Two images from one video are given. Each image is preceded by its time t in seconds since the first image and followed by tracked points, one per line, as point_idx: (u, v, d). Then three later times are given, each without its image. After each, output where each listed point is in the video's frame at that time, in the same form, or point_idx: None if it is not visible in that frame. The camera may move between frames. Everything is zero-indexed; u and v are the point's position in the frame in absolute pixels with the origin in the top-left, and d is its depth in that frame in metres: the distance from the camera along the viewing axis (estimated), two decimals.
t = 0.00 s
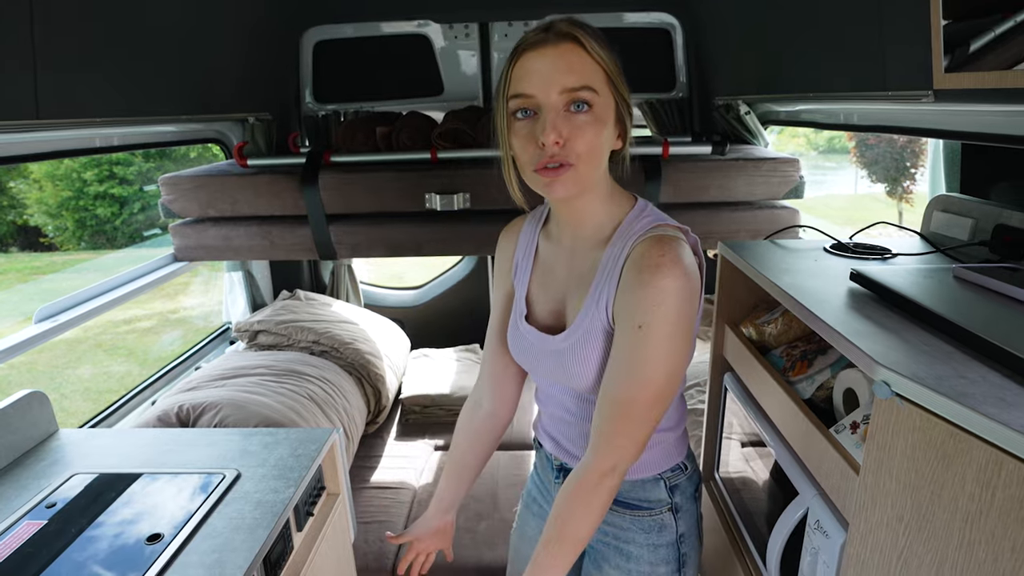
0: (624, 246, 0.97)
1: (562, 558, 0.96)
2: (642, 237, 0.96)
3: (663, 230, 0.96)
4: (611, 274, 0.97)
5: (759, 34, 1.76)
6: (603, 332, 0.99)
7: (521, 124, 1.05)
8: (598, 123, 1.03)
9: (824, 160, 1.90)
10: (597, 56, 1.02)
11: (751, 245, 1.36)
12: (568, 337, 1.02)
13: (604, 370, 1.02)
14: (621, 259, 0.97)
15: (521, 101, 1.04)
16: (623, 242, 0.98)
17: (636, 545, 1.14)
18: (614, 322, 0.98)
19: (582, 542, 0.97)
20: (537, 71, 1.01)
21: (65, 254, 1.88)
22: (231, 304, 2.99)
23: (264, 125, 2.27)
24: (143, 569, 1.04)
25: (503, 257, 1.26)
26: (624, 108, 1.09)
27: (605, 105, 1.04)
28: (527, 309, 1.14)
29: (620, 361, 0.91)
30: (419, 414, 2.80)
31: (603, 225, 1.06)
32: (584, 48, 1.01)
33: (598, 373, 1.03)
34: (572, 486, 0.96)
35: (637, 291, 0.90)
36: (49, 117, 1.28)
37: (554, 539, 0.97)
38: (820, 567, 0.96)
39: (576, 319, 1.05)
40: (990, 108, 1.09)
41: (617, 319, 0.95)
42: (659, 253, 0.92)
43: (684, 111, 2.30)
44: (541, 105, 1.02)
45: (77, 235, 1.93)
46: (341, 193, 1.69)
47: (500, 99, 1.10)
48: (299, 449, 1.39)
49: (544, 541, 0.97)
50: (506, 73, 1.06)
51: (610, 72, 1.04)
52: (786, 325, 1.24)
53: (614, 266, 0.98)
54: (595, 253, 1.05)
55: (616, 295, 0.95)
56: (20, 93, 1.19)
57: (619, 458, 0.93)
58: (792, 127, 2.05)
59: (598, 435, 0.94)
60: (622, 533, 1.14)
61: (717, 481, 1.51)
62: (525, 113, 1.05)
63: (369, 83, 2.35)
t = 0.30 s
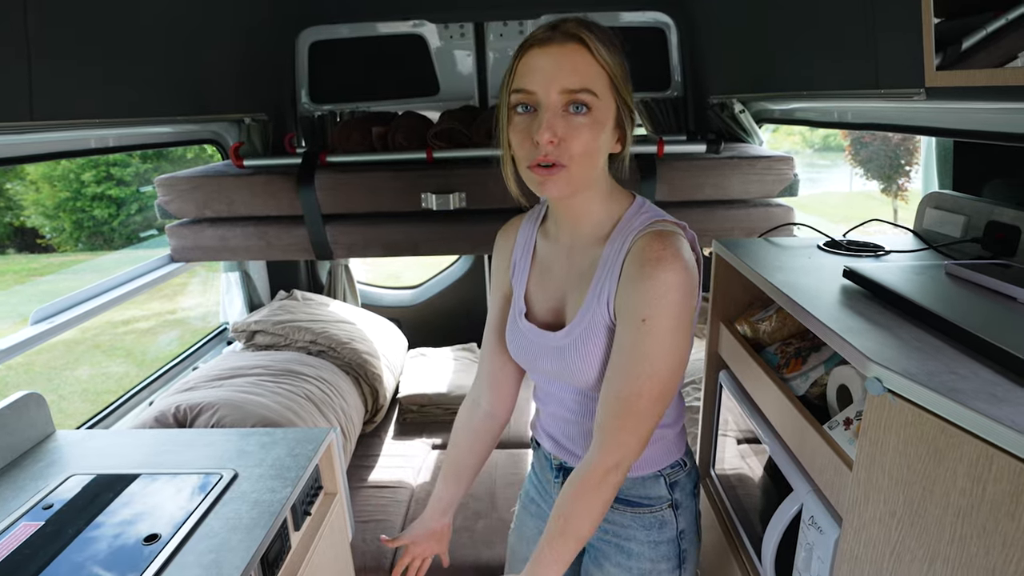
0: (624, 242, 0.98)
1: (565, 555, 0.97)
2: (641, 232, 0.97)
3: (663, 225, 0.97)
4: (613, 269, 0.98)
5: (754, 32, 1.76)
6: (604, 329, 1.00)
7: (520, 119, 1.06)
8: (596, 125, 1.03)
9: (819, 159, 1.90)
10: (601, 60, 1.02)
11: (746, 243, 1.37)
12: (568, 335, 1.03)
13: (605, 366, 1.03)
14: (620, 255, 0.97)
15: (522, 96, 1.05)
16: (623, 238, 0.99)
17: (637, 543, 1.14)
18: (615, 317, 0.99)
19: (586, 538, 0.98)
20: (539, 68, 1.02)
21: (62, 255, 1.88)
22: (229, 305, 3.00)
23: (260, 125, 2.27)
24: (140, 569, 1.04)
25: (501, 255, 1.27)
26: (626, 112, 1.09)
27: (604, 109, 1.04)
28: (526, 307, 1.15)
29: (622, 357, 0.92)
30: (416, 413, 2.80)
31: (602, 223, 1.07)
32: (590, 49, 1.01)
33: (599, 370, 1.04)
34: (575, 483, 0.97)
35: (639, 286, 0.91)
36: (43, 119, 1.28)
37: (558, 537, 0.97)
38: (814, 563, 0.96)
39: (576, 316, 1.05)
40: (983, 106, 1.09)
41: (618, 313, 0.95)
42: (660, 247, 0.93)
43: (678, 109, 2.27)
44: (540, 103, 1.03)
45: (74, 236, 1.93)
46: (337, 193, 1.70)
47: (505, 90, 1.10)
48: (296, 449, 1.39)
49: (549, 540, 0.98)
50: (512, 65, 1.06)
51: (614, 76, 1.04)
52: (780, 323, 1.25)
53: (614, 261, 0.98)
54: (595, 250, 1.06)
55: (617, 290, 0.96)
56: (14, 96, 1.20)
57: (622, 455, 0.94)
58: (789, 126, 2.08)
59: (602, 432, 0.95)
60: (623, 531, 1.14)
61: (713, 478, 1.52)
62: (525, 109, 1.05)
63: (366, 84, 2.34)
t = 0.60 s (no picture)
0: (625, 238, 0.99)
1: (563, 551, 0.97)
2: (642, 228, 0.99)
3: (664, 222, 0.99)
4: (614, 264, 0.99)
5: (747, 30, 1.77)
6: (606, 325, 1.01)
7: (530, 115, 1.05)
8: (606, 124, 1.04)
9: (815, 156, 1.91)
10: (611, 60, 1.03)
11: (740, 240, 1.38)
12: (569, 333, 1.04)
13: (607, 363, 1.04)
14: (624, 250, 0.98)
15: (533, 92, 1.05)
16: (624, 235, 1.00)
17: (643, 540, 1.14)
18: (617, 314, 0.99)
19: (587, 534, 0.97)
20: (553, 66, 1.02)
21: (59, 255, 1.88)
22: (225, 304, 3.00)
23: (256, 125, 2.28)
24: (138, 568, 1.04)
25: (498, 258, 1.27)
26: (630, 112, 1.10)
27: (614, 107, 1.05)
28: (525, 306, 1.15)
29: (625, 353, 0.93)
30: (413, 411, 2.81)
31: (603, 221, 1.08)
32: (601, 50, 1.02)
33: (601, 367, 1.04)
34: (577, 479, 0.96)
35: (642, 282, 0.92)
36: (37, 119, 1.28)
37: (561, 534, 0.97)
38: (807, 559, 0.97)
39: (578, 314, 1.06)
40: (973, 104, 1.10)
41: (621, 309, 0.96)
42: (660, 242, 0.95)
43: (674, 108, 2.27)
44: (552, 99, 1.03)
45: (71, 236, 1.93)
46: (333, 192, 1.70)
47: (513, 86, 1.10)
48: (292, 448, 1.39)
49: (551, 537, 0.97)
50: (523, 62, 1.06)
51: (622, 76, 1.05)
52: (773, 320, 1.26)
53: (615, 257, 0.99)
54: (597, 248, 1.07)
55: (619, 286, 0.97)
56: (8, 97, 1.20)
57: (625, 450, 0.95)
58: (784, 123, 2.06)
59: (605, 428, 0.95)
60: (630, 528, 1.15)
61: (708, 475, 1.53)
62: (534, 104, 1.05)
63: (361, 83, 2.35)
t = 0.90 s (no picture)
0: (630, 239, 1.01)
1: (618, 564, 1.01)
2: (647, 229, 1.01)
3: (669, 223, 1.02)
4: (622, 269, 1.00)
5: (745, 28, 1.77)
6: (614, 328, 1.02)
7: (543, 100, 1.03)
8: (619, 113, 1.04)
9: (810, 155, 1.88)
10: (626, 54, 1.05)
11: (736, 239, 1.38)
12: (574, 335, 1.05)
13: (619, 364, 1.05)
14: (632, 254, 1.00)
15: (548, 78, 1.03)
16: (630, 237, 1.02)
17: (643, 535, 1.15)
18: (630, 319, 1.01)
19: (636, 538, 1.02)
20: (572, 53, 1.02)
21: (56, 254, 1.88)
22: (223, 302, 2.99)
23: (253, 122, 2.26)
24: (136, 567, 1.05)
25: (496, 258, 1.27)
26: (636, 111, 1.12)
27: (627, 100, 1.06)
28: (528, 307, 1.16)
29: (645, 361, 0.97)
30: (411, 409, 2.81)
31: (606, 220, 1.09)
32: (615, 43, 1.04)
33: (611, 368, 1.06)
34: (627, 487, 1.02)
35: (652, 287, 0.96)
36: (34, 118, 1.28)
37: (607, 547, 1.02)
38: (803, 555, 0.98)
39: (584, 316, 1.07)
40: (968, 103, 1.11)
41: (635, 313, 0.98)
42: (669, 244, 0.98)
43: (670, 107, 2.29)
44: (568, 85, 1.02)
45: (68, 234, 1.93)
46: (330, 191, 1.70)
47: (525, 76, 1.09)
48: (290, 446, 1.40)
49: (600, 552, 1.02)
50: (540, 48, 1.04)
51: (632, 70, 1.06)
52: (769, 318, 1.27)
53: (621, 262, 1.01)
54: (601, 249, 1.08)
55: (630, 291, 0.99)
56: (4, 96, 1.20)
57: (656, 449, 1.01)
58: (781, 122, 2.07)
59: (638, 436, 1.00)
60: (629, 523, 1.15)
61: (705, 472, 1.53)
62: (547, 91, 1.03)
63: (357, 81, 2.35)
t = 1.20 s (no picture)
0: (632, 239, 1.01)
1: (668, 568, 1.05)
2: (648, 228, 1.01)
3: (669, 219, 1.02)
4: (625, 270, 1.00)
5: (744, 27, 1.77)
6: (617, 327, 1.02)
7: (543, 108, 1.04)
8: (619, 120, 1.04)
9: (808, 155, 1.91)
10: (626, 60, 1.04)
11: (734, 237, 1.39)
12: (577, 334, 1.05)
13: (623, 362, 1.06)
14: (635, 254, 1.00)
15: (549, 86, 1.03)
16: (630, 238, 1.02)
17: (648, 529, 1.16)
18: (634, 318, 1.02)
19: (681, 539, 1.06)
20: (570, 60, 1.01)
21: (53, 251, 1.87)
22: (220, 299, 2.98)
23: (251, 121, 2.27)
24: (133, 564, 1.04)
25: (494, 257, 1.26)
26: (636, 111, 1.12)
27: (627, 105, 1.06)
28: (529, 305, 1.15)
29: (652, 362, 0.98)
30: (409, 407, 2.81)
31: (608, 220, 1.09)
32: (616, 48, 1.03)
33: (614, 366, 1.06)
34: (659, 493, 1.04)
35: (655, 286, 0.97)
36: (31, 114, 1.28)
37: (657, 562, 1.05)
38: (800, 553, 0.98)
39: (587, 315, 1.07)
40: (966, 102, 1.11)
41: (639, 313, 0.99)
42: (671, 243, 0.98)
43: (668, 105, 2.28)
44: (569, 94, 1.02)
45: (66, 232, 1.92)
46: (328, 188, 1.69)
47: (524, 80, 1.08)
48: (288, 443, 1.39)
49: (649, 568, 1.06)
50: (540, 54, 1.04)
51: (631, 75, 1.06)
52: (767, 316, 1.27)
53: (623, 262, 1.01)
54: (603, 246, 1.08)
55: (633, 290, 1.00)
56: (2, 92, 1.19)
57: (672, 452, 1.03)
58: (778, 122, 2.09)
59: (650, 437, 1.02)
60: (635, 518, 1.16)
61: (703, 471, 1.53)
62: (547, 99, 1.04)
63: (355, 79, 2.35)
